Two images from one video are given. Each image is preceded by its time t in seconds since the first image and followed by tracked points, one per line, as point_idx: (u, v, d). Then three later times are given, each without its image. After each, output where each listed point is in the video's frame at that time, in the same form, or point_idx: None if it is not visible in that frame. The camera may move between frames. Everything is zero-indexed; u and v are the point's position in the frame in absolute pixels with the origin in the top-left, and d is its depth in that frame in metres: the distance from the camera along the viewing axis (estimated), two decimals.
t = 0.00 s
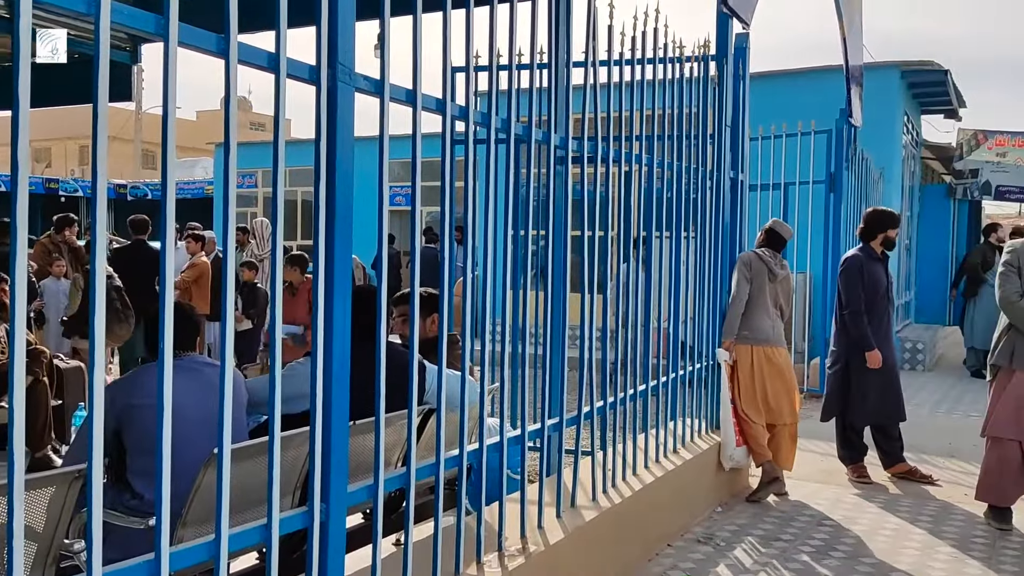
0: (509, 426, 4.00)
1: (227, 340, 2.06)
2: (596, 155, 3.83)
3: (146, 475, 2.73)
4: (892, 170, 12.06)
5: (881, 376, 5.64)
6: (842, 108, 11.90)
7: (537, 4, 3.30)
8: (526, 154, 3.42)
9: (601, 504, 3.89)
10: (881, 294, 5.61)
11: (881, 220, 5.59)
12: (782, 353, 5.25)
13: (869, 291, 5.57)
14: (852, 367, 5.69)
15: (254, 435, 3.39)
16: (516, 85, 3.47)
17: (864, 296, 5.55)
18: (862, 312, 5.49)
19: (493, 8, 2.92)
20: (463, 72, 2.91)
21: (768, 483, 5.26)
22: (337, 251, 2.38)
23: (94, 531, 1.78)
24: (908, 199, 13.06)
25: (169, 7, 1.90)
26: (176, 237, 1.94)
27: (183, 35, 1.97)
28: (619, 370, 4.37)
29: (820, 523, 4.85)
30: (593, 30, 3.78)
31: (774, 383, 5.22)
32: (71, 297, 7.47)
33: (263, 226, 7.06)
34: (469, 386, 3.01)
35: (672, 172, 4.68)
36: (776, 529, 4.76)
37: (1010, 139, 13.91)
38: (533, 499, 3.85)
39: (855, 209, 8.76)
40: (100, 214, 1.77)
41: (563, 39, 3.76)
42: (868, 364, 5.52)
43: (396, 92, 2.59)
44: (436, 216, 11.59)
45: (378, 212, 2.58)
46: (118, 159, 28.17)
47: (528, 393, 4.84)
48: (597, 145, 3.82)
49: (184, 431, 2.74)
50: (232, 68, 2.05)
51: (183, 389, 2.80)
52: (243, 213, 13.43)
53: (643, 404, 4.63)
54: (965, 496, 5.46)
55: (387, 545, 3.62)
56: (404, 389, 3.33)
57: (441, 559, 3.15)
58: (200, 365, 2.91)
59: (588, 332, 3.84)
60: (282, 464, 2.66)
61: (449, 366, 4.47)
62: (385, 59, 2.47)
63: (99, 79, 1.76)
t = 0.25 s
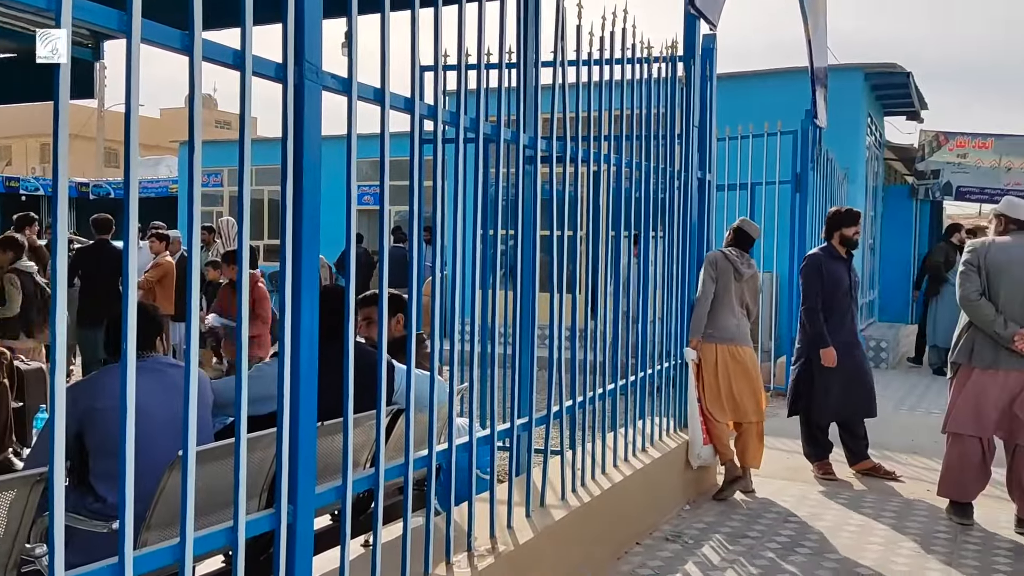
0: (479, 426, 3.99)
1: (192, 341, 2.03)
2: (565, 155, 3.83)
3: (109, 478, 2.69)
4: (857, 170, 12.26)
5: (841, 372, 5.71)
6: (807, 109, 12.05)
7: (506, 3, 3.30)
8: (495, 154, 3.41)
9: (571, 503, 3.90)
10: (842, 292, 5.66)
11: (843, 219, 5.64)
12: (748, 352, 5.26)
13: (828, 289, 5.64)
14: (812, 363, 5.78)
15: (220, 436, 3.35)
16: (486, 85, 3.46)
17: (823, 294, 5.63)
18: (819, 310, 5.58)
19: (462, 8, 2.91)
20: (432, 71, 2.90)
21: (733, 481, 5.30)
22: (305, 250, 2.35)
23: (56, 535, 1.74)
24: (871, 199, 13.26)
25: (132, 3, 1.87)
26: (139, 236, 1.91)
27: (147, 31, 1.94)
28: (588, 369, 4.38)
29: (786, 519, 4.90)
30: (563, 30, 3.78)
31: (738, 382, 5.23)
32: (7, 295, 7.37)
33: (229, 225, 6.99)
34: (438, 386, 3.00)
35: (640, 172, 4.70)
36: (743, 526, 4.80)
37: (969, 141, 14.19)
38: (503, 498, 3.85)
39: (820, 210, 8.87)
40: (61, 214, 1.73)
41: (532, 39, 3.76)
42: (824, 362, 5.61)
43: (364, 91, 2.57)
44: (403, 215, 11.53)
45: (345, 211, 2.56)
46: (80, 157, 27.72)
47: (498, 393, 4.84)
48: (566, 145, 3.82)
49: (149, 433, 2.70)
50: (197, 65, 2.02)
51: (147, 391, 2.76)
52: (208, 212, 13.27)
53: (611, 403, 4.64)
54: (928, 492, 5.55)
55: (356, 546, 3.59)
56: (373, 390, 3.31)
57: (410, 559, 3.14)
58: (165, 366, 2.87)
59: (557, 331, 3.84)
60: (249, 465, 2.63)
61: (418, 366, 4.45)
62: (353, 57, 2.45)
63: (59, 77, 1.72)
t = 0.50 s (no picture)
0: (451, 426, 3.97)
1: (159, 342, 2.00)
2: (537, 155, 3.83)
3: (75, 481, 2.64)
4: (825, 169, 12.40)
5: (802, 370, 5.75)
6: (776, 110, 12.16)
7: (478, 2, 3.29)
8: (467, 153, 3.40)
9: (543, 503, 3.90)
10: (806, 292, 5.69)
11: (808, 218, 5.69)
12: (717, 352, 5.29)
13: (791, 288, 5.69)
14: (774, 361, 5.85)
15: (188, 438, 3.30)
16: (458, 84, 3.45)
17: (786, 294, 5.69)
18: (779, 309, 5.65)
19: (433, 7, 2.90)
20: (404, 70, 2.88)
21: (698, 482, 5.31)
22: (275, 249, 2.33)
23: (20, 540, 1.71)
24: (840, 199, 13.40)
25: None
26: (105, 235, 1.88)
27: (113, 27, 1.90)
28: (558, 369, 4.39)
29: (756, 517, 4.94)
30: (534, 30, 3.78)
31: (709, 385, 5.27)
32: None
33: (197, 224, 6.91)
34: (410, 387, 2.98)
35: (612, 171, 4.71)
36: (714, 524, 4.82)
37: (935, 142, 14.39)
38: (475, 498, 3.84)
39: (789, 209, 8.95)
40: (25, 213, 1.69)
41: (504, 38, 3.75)
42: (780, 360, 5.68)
43: (335, 90, 2.55)
44: (374, 214, 11.46)
45: (316, 210, 2.54)
46: (44, 155, 27.28)
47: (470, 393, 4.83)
48: (537, 145, 3.82)
49: (115, 436, 2.66)
50: (164, 62, 1.99)
51: (114, 393, 2.72)
52: (176, 211, 13.12)
53: (584, 402, 4.65)
54: (895, 488, 5.62)
55: (327, 547, 3.56)
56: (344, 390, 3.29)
57: (383, 560, 3.13)
58: (131, 367, 2.83)
59: (530, 331, 3.84)
60: (217, 467, 2.60)
61: (390, 366, 4.43)
62: (323, 55, 2.43)
63: (22, 72, 1.68)
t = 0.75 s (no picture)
0: (419, 426, 3.96)
1: (121, 343, 1.97)
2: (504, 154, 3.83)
3: (35, 485, 2.59)
4: (789, 169, 12.53)
5: (763, 369, 5.80)
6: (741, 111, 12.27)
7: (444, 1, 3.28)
8: (433, 152, 3.39)
9: (511, 502, 3.90)
10: (767, 291, 5.76)
11: (772, 218, 5.78)
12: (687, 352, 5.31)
13: (752, 288, 5.79)
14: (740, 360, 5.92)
15: (151, 441, 3.25)
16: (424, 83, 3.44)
17: (748, 293, 5.80)
18: (740, 308, 5.75)
19: (399, 6, 2.88)
20: (370, 68, 2.86)
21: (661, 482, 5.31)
22: (239, 248, 2.30)
23: None
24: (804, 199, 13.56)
25: None
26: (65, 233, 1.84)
27: (73, 23, 1.87)
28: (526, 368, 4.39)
29: (722, 514, 4.98)
30: (501, 29, 3.77)
31: (678, 383, 5.30)
32: None
33: (159, 223, 6.81)
34: (378, 387, 2.96)
35: (580, 171, 4.72)
36: (680, 521, 4.86)
37: (896, 143, 14.62)
38: (443, 498, 3.83)
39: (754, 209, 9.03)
40: None
41: (471, 37, 3.74)
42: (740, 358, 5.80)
43: (300, 88, 2.53)
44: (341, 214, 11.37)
45: (281, 210, 2.51)
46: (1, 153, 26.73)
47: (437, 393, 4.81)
48: (504, 144, 3.81)
49: (76, 439, 2.62)
50: (126, 59, 1.96)
51: (74, 394, 2.67)
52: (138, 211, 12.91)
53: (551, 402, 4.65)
54: (858, 484, 5.70)
55: (293, 549, 3.53)
56: (310, 391, 3.26)
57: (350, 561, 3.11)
58: (93, 369, 2.78)
59: (497, 330, 3.83)
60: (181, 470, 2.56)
61: (356, 366, 4.40)
62: (288, 53, 2.41)
63: None
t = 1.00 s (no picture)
0: (390, 427, 3.93)
1: (85, 345, 1.93)
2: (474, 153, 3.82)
3: None
4: (757, 169, 12.63)
5: (733, 366, 5.84)
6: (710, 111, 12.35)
7: None
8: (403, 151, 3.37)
9: (482, 502, 3.89)
10: (735, 289, 5.81)
11: (738, 218, 5.78)
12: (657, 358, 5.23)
13: (720, 286, 5.83)
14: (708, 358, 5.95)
15: (115, 443, 3.20)
16: (394, 81, 3.42)
17: (716, 292, 5.83)
18: (709, 306, 5.77)
19: (369, 3, 2.86)
20: (339, 66, 2.84)
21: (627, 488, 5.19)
22: (206, 248, 2.27)
23: None
24: (772, 198, 13.68)
25: None
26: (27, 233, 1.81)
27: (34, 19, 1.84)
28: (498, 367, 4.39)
29: (692, 513, 5.01)
30: (471, 28, 3.76)
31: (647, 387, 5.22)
32: None
33: (125, 222, 6.70)
34: (347, 387, 2.94)
35: (550, 171, 4.72)
36: (650, 519, 4.88)
37: (862, 144, 14.80)
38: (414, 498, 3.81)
39: (723, 209, 9.09)
40: None
41: (440, 36, 3.72)
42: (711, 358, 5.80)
43: (268, 85, 2.50)
44: (310, 212, 11.26)
45: (248, 209, 2.48)
46: None
47: (408, 392, 4.79)
48: (475, 143, 3.80)
49: (39, 441, 2.57)
50: (89, 55, 1.92)
51: (37, 396, 2.63)
52: (102, 209, 12.70)
53: (522, 402, 4.64)
54: (825, 481, 5.76)
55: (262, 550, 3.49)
56: (279, 391, 3.23)
57: (321, 562, 3.09)
58: (56, 370, 2.73)
59: (468, 330, 3.81)
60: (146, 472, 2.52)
61: (326, 366, 4.36)
62: (255, 50, 2.38)
63: None
